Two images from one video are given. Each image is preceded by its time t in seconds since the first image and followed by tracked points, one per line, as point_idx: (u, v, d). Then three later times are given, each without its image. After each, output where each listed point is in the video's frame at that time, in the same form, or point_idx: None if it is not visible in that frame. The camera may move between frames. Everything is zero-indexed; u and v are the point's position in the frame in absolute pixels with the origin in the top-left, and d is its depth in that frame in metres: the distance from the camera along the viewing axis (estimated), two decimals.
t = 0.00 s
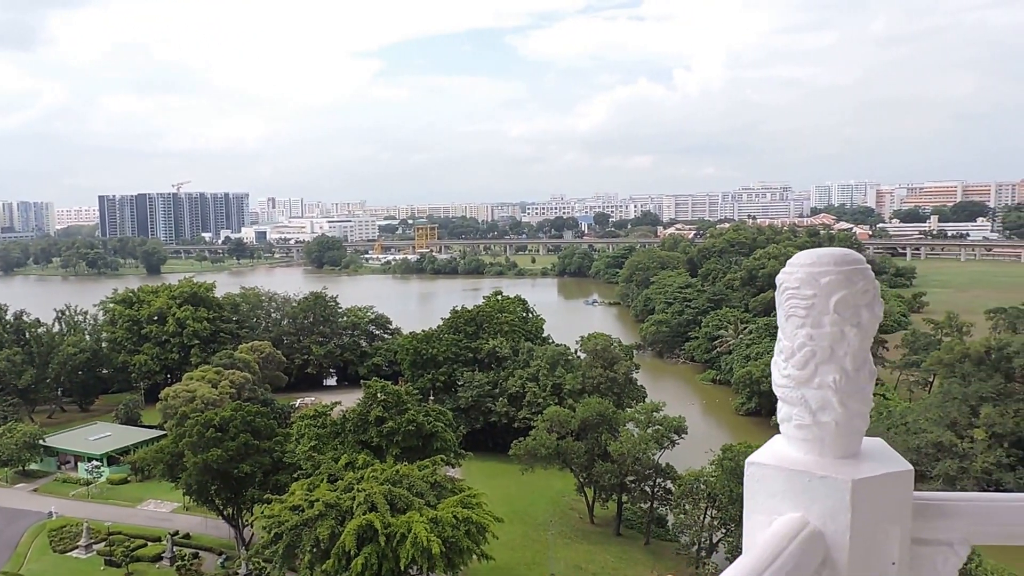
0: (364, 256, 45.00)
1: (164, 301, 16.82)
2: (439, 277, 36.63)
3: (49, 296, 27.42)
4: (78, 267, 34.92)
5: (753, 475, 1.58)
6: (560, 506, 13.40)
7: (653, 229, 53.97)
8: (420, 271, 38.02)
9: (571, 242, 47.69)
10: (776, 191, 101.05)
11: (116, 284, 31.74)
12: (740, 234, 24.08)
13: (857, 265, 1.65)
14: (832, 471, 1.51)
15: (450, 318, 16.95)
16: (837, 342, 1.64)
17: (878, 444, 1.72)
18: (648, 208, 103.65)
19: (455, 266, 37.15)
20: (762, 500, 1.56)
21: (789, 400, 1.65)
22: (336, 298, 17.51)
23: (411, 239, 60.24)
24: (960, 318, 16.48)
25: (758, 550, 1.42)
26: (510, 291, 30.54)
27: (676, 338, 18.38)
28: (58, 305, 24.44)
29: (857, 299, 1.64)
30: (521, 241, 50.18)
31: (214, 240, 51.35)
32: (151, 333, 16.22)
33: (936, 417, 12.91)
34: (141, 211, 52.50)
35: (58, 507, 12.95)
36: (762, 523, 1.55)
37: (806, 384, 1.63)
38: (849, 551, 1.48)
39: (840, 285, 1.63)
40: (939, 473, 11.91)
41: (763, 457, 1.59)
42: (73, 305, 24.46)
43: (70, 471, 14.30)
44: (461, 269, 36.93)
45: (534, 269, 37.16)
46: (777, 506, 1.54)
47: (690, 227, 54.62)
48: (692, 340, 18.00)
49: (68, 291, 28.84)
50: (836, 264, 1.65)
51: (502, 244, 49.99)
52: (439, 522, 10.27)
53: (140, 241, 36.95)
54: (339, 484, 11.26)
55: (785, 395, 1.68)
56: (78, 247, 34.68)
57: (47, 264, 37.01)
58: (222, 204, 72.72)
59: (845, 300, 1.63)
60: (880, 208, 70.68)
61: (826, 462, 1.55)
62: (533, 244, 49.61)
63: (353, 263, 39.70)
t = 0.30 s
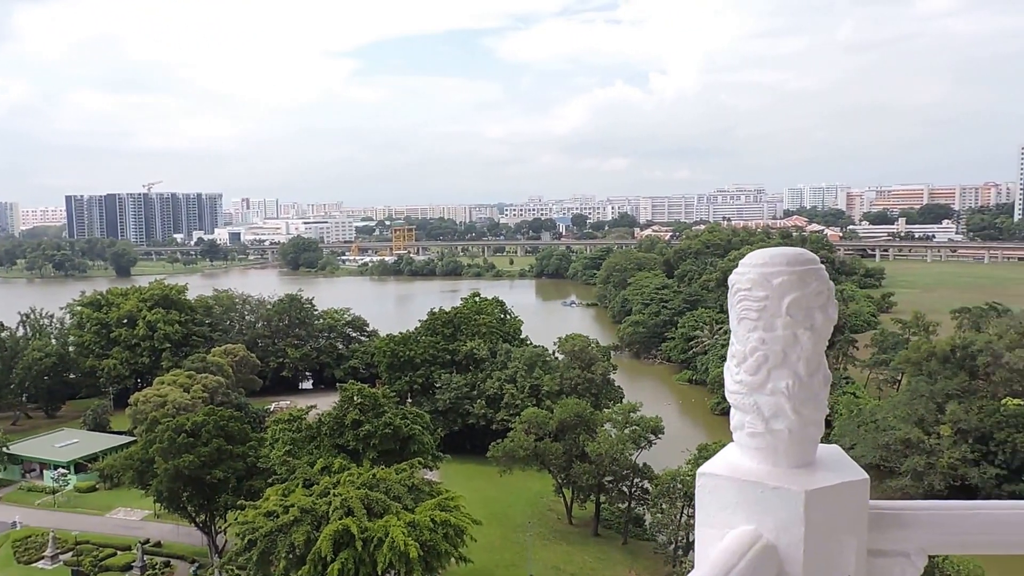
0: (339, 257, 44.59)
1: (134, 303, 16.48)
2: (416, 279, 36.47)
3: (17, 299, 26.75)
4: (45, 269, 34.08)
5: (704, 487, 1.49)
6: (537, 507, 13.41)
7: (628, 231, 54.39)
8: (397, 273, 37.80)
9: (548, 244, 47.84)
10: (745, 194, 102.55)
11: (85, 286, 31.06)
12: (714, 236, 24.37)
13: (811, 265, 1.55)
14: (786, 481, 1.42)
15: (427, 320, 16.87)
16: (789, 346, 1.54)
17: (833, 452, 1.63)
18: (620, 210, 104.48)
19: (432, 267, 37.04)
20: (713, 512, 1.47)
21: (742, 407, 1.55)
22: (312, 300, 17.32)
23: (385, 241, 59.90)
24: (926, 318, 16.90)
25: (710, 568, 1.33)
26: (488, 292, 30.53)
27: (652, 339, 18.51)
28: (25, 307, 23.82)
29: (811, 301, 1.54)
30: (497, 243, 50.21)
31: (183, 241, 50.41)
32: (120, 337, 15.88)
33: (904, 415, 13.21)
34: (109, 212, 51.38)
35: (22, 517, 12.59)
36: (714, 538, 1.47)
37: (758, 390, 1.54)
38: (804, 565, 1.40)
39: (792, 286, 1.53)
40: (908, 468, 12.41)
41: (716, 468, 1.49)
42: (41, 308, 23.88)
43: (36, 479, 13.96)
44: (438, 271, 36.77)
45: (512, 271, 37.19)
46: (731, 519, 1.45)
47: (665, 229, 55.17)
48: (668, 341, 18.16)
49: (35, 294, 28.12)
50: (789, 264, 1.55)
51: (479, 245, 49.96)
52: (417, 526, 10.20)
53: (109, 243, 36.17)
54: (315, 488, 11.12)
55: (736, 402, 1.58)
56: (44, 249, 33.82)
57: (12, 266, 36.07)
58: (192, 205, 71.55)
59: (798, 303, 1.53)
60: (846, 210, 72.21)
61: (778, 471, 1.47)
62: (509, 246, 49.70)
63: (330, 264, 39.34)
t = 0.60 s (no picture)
0: (310, 258, 44.09)
1: (98, 306, 16.06)
2: (391, 280, 36.25)
3: None
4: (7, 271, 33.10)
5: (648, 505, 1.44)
6: (513, 509, 13.38)
7: (601, 233, 54.77)
8: (372, 274, 37.52)
9: (521, 245, 47.98)
10: (712, 196, 104.05)
11: (50, 289, 30.24)
12: (686, 238, 24.67)
13: (760, 273, 1.51)
14: (733, 501, 1.36)
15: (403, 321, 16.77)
16: (737, 358, 1.52)
17: (785, 463, 1.57)
18: (590, 212, 105.21)
19: (407, 268, 36.87)
20: (657, 531, 1.42)
21: (689, 422, 1.52)
22: (285, 302, 17.08)
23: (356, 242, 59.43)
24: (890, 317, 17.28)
25: None
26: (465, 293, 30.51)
27: (626, 339, 18.64)
28: None
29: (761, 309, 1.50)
30: (470, 244, 50.16)
31: (149, 242, 49.39)
32: (85, 341, 15.46)
33: (870, 412, 13.50)
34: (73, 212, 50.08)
35: None
36: (662, 561, 1.41)
37: (704, 406, 1.51)
38: None
39: (741, 294, 1.50)
40: (875, 464, 12.90)
41: (661, 488, 1.43)
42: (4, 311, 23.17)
43: None
44: (413, 272, 36.55)
45: (487, 272, 37.20)
46: (677, 540, 1.40)
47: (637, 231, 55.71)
48: (642, 342, 18.31)
49: None
50: (739, 271, 1.51)
51: (452, 246, 49.85)
52: (392, 530, 10.11)
53: (73, 244, 35.29)
54: (287, 494, 10.94)
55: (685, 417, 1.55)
56: (6, 250, 32.86)
57: None
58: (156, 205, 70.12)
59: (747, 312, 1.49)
60: (812, 212, 73.69)
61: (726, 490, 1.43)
62: (482, 247, 49.71)
63: (303, 266, 38.93)
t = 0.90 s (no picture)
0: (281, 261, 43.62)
1: (63, 310, 15.77)
2: (362, 282, 35.97)
3: None
4: None
5: (601, 524, 1.69)
6: (486, 511, 13.35)
7: (573, 234, 54.90)
8: (343, 276, 37.17)
9: (493, 247, 47.95)
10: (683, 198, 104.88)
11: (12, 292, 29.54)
12: (657, 239, 24.80)
13: (704, 285, 1.82)
14: (682, 521, 1.63)
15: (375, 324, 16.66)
16: (686, 370, 1.81)
17: (736, 483, 1.86)
18: (563, 214, 105.49)
19: (379, 271, 36.66)
20: (607, 551, 1.68)
21: (642, 435, 1.80)
22: (255, 305, 16.88)
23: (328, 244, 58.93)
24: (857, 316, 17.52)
25: None
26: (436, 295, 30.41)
27: (599, 340, 18.69)
28: None
29: (709, 317, 1.81)
30: (442, 246, 50.00)
31: (115, 245, 48.51)
32: (48, 345, 15.15)
33: (838, 411, 13.70)
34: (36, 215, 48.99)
35: None
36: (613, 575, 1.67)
37: (655, 418, 1.79)
38: None
39: (690, 305, 1.80)
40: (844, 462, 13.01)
41: (613, 507, 1.70)
42: None
43: None
44: (385, 274, 36.35)
45: (459, 274, 37.09)
46: (626, 557, 1.66)
47: (609, 232, 55.94)
48: (615, 343, 18.38)
49: None
50: (686, 280, 1.82)
51: (424, 249, 49.62)
52: (364, 534, 10.01)
53: (36, 247, 34.53)
54: (256, 499, 10.80)
55: (635, 429, 1.83)
56: None
57: None
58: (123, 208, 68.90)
59: (695, 320, 1.79)
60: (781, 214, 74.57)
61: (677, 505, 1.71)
62: (455, 249, 49.59)
63: (273, 268, 38.53)
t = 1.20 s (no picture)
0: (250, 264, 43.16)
1: (26, 315, 15.57)
2: (332, 284, 35.73)
3: None
4: None
5: (532, 547, 1.79)
6: (459, 514, 13.32)
7: (545, 236, 54.96)
8: (313, 278, 36.85)
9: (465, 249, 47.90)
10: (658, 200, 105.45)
11: None
12: (628, 241, 24.89)
13: (634, 294, 1.89)
14: (614, 543, 1.73)
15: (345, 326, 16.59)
16: (620, 383, 1.89)
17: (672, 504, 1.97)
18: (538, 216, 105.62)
19: (349, 272, 36.50)
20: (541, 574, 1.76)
21: (576, 452, 1.90)
22: (222, 308, 16.72)
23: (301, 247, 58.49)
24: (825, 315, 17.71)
25: None
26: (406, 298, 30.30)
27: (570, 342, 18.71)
28: None
29: (642, 328, 1.89)
30: (415, 248, 49.84)
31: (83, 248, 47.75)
32: (11, 350, 14.91)
33: (807, 410, 13.84)
34: None
35: None
36: None
37: (588, 435, 1.89)
38: None
39: (622, 314, 1.88)
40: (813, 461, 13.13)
41: (543, 531, 1.80)
42: None
43: None
44: (354, 276, 36.17)
45: (430, 276, 36.98)
46: None
47: (581, 233, 56.07)
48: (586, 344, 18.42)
49: None
50: (618, 289, 1.89)
51: (395, 250, 49.40)
52: (334, 538, 9.91)
53: None
54: (225, 505, 10.68)
55: (570, 445, 1.93)
56: None
57: None
58: (92, 211, 67.87)
59: (627, 331, 1.87)
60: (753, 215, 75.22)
61: (611, 525, 1.82)
62: (427, 251, 49.43)
63: (242, 271, 38.15)
